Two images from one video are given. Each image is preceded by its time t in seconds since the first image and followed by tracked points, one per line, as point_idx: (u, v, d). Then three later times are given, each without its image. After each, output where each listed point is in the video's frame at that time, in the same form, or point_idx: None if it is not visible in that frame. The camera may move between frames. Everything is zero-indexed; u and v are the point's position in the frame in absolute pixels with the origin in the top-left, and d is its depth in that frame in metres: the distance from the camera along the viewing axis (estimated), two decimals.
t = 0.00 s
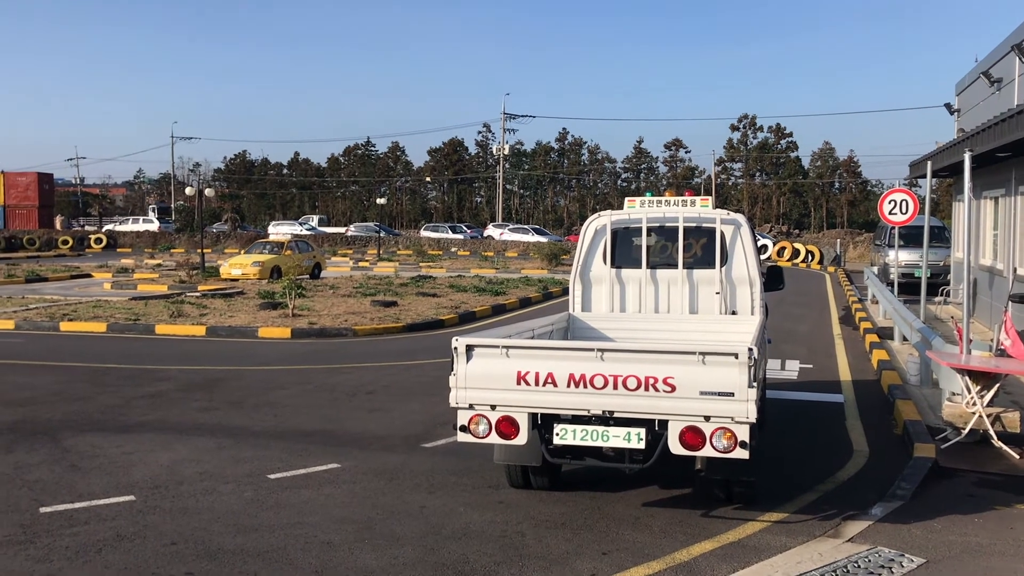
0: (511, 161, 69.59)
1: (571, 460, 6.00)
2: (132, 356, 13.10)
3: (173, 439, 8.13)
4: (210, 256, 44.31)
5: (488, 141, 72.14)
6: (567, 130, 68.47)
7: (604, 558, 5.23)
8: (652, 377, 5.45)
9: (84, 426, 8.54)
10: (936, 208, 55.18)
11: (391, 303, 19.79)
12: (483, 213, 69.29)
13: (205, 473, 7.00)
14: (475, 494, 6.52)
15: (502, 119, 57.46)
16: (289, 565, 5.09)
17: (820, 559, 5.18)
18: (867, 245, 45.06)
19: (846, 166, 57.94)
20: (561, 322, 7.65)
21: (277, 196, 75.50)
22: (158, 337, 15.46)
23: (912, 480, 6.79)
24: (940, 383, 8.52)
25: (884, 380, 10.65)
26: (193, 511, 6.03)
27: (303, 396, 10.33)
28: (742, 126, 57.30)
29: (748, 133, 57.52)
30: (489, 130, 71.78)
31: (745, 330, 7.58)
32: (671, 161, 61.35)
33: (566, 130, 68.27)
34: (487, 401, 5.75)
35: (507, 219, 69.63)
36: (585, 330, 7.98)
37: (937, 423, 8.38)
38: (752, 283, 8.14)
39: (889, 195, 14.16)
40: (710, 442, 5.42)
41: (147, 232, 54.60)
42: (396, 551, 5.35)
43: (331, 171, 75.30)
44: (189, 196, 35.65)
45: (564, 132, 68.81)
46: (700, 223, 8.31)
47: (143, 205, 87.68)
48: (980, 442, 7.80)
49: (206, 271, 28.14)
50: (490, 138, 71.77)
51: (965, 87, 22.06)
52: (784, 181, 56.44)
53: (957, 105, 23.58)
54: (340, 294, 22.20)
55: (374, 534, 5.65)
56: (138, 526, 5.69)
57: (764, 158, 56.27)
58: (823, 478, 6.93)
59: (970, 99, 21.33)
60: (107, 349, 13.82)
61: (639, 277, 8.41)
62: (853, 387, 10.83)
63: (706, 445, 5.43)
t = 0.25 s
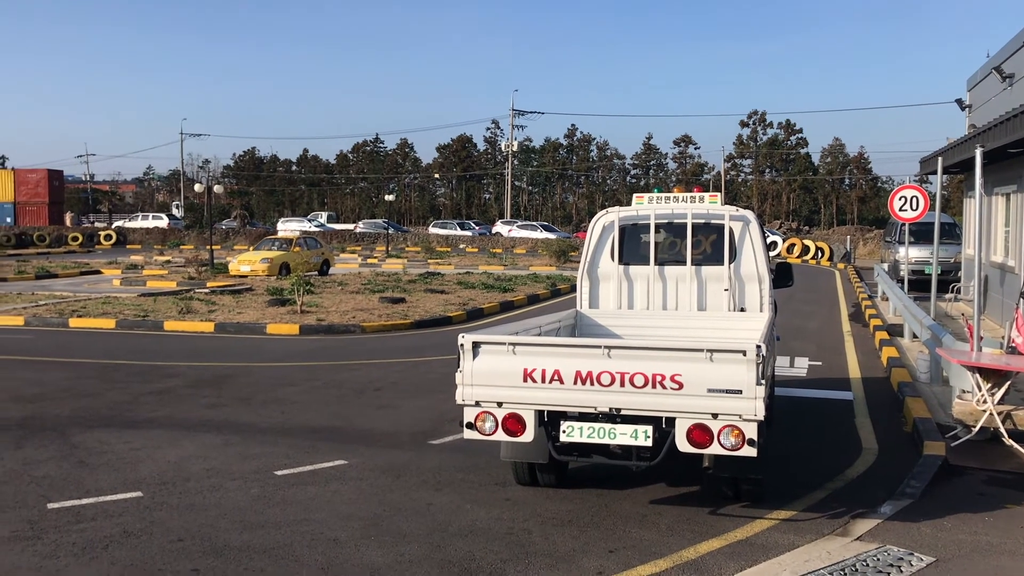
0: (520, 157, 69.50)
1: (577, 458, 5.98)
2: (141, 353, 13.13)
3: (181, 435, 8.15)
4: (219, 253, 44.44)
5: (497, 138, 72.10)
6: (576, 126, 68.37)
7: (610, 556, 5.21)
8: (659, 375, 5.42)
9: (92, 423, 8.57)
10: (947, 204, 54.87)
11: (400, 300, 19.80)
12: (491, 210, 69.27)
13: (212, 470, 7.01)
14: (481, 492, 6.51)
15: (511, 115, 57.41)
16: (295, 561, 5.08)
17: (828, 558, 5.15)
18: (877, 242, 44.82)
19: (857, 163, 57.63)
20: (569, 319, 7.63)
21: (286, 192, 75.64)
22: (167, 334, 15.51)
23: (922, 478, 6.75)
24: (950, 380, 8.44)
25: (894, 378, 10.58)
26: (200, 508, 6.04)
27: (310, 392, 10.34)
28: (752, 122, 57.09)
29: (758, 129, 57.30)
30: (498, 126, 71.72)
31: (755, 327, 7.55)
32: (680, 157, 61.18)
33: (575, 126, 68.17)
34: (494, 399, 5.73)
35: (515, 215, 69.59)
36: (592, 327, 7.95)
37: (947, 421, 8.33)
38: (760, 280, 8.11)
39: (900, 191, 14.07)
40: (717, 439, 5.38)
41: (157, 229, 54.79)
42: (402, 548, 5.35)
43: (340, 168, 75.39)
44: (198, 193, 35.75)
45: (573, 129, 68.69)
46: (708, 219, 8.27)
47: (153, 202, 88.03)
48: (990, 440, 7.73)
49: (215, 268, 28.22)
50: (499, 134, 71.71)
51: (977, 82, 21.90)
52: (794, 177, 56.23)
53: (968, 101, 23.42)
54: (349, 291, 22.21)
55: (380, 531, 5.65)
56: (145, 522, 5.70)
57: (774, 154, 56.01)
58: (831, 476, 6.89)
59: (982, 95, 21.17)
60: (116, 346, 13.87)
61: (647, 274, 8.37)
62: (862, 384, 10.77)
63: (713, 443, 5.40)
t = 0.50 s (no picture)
0: (530, 151, 69.40)
1: (585, 452, 5.95)
2: (150, 345, 13.17)
3: (189, 428, 8.16)
4: (229, 246, 44.57)
5: (507, 132, 72.03)
6: (586, 121, 68.23)
7: (618, 551, 5.18)
8: (667, 369, 5.39)
9: (100, 415, 8.59)
10: (959, 199, 54.57)
11: (409, 294, 19.80)
12: (501, 204, 69.23)
13: (220, 463, 7.02)
14: (489, 486, 6.49)
15: (521, 109, 57.31)
16: (302, 555, 5.08)
17: (838, 554, 5.11)
18: (888, 237, 44.60)
19: (868, 158, 57.32)
20: (577, 313, 7.59)
21: (296, 186, 75.78)
22: (176, 326, 15.55)
23: (932, 475, 6.70)
24: (961, 377, 8.38)
25: (904, 373, 10.51)
26: (207, 501, 6.04)
27: (318, 386, 10.34)
28: (763, 117, 56.84)
29: (769, 124, 57.04)
30: (508, 120, 71.63)
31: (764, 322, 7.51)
32: (691, 152, 60.99)
33: (585, 121, 68.02)
34: (501, 393, 5.70)
35: (525, 210, 69.53)
36: (601, 322, 7.92)
37: (957, 417, 8.27)
38: (770, 275, 8.06)
39: (911, 186, 13.96)
40: (726, 435, 5.35)
41: (168, 222, 54.99)
42: (409, 542, 5.33)
43: (350, 161, 75.47)
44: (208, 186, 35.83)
45: (583, 123, 68.54)
46: (719, 213, 8.21)
47: (164, 195, 88.37)
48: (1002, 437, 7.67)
49: (225, 261, 28.29)
50: (509, 128, 71.62)
51: (990, 76, 21.72)
52: (805, 172, 55.99)
53: (981, 96, 23.23)
54: (358, 284, 22.23)
55: (386, 524, 5.64)
56: (152, 515, 5.71)
57: (785, 149, 55.76)
58: (841, 472, 6.85)
59: (995, 89, 21.00)
60: (126, 338, 13.91)
61: (656, 269, 8.32)
62: (872, 380, 10.70)
63: (721, 438, 5.36)
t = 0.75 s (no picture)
0: (538, 147, 69.34)
1: (591, 448, 5.94)
2: (157, 339, 13.21)
3: (196, 422, 8.18)
4: (237, 240, 44.69)
5: (515, 127, 71.96)
6: (594, 116, 68.14)
7: (624, 548, 5.17)
8: (674, 366, 5.37)
9: (108, 408, 8.62)
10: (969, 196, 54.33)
11: (416, 289, 19.83)
12: (508, 200, 69.22)
13: (226, 457, 7.03)
14: (495, 481, 6.49)
15: (529, 105, 57.27)
16: (307, 549, 5.08)
17: (844, 552, 5.09)
18: (897, 234, 44.45)
19: (877, 154, 57.11)
20: (584, 309, 7.57)
21: (304, 180, 75.93)
22: (184, 320, 15.60)
23: (940, 473, 6.66)
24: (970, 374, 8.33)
25: (912, 370, 10.46)
26: (213, 495, 6.06)
27: (325, 380, 10.35)
28: (771, 113, 56.67)
29: (778, 120, 56.86)
30: (516, 116, 71.57)
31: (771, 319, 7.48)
32: (699, 148, 60.84)
33: (594, 116, 67.92)
34: (507, 388, 5.70)
35: (532, 205, 69.50)
36: (607, 318, 7.90)
37: (966, 415, 8.22)
38: (778, 272, 8.02)
39: (921, 183, 13.88)
40: (733, 432, 5.33)
41: (176, 216, 55.16)
42: (414, 537, 5.33)
43: (358, 157, 75.57)
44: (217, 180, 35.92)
45: (591, 119, 68.43)
46: (727, 209, 8.18)
47: (173, 189, 88.65)
48: (1010, 435, 7.63)
49: (233, 255, 28.36)
50: (517, 124, 71.57)
51: (1001, 73, 21.56)
52: (814, 168, 55.82)
53: (992, 92, 23.07)
54: (365, 279, 22.26)
55: (392, 520, 5.64)
56: (158, 508, 5.72)
57: (794, 145, 55.57)
58: (849, 469, 6.83)
59: (1006, 86, 20.85)
60: (134, 332, 13.96)
61: (664, 265, 8.30)
62: (880, 378, 10.65)
63: (728, 435, 5.35)
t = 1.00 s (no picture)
0: (546, 146, 69.32)
1: (597, 448, 5.94)
2: (166, 337, 13.27)
3: (204, 420, 8.21)
4: (246, 239, 44.83)
5: (523, 126, 71.97)
6: (602, 115, 68.09)
7: (629, 548, 5.17)
8: (680, 366, 5.37)
9: (116, 406, 8.67)
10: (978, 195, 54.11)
11: (423, 288, 19.86)
12: (517, 199, 69.23)
13: (233, 455, 7.07)
14: (501, 481, 6.50)
15: (537, 104, 57.26)
16: (314, 547, 5.11)
17: (850, 553, 5.07)
18: (906, 234, 44.27)
19: (887, 154, 56.90)
20: (590, 308, 7.57)
21: (313, 179, 76.11)
22: (193, 319, 15.66)
23: (948, 474, 6.64)
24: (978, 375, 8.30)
25: (920, 370, 10.42)
26: (220, 493, 6.09)
27: (332, 379, 10.38)
28: (780, 112, 56.52)
29: (787, 119, 56.71)
30: (524, 115, 71.60)
31: (778, 318, 7.47)
32: (707, 147, 60.73)
33: (602, 115, 67.87)
34: (513, 388, 5.70)
35: (541, 204, 69.50)
36: (614, 317, 7.90)
37: (974, 415, 8.19)
38: (785, 271, 8.01)
39: (929, 182, 13.82)
40: (739, 432, 5.33)
41: (185, 215, 55.36)
42: (420, 536, 5.35)
43: (366, 155, 75.70)
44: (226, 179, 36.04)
45: (600, 117, 68.38)
46: (734, 209, 8.17)
47: (182, 188, 88.98)
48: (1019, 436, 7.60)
49: (242, 254, 28.45)
50: (525, 123, 71.57)
51: (1011, 72, 21.44)
52: (822, 167, 55.65)
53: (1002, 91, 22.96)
54: (373, 278, 22.31)
55: (398, 518, 5.65)
56: (166, 506, 5.76)
57: (803, 144, 55.41)
58: (856, 469, 6.81)
59: (1015, 84, 20.73)
60: (143, 330, 14.02)
61: (671, 264, 8.29)
62: (888, 377, 10.62)
63: (734, 435, 5.34)
